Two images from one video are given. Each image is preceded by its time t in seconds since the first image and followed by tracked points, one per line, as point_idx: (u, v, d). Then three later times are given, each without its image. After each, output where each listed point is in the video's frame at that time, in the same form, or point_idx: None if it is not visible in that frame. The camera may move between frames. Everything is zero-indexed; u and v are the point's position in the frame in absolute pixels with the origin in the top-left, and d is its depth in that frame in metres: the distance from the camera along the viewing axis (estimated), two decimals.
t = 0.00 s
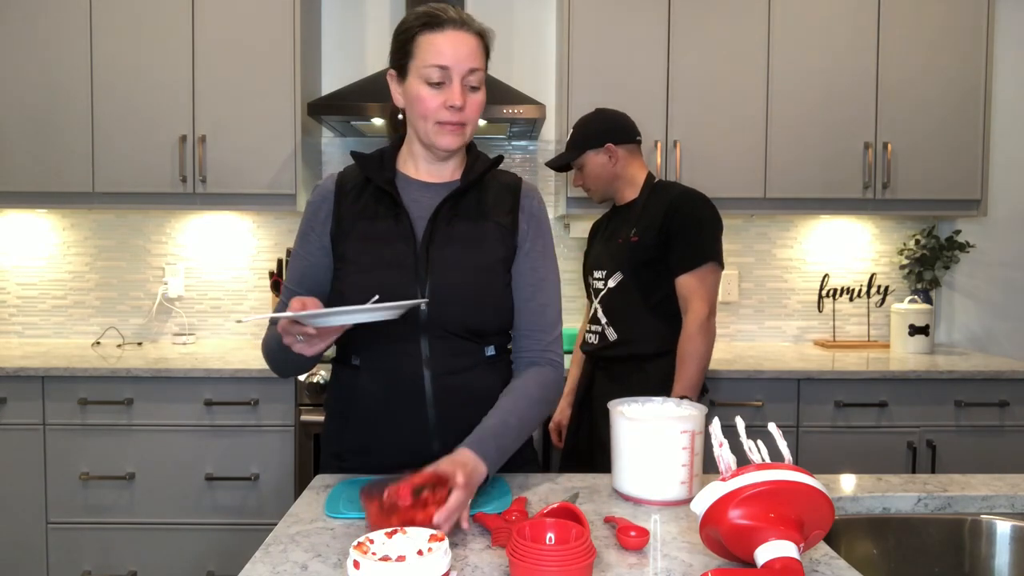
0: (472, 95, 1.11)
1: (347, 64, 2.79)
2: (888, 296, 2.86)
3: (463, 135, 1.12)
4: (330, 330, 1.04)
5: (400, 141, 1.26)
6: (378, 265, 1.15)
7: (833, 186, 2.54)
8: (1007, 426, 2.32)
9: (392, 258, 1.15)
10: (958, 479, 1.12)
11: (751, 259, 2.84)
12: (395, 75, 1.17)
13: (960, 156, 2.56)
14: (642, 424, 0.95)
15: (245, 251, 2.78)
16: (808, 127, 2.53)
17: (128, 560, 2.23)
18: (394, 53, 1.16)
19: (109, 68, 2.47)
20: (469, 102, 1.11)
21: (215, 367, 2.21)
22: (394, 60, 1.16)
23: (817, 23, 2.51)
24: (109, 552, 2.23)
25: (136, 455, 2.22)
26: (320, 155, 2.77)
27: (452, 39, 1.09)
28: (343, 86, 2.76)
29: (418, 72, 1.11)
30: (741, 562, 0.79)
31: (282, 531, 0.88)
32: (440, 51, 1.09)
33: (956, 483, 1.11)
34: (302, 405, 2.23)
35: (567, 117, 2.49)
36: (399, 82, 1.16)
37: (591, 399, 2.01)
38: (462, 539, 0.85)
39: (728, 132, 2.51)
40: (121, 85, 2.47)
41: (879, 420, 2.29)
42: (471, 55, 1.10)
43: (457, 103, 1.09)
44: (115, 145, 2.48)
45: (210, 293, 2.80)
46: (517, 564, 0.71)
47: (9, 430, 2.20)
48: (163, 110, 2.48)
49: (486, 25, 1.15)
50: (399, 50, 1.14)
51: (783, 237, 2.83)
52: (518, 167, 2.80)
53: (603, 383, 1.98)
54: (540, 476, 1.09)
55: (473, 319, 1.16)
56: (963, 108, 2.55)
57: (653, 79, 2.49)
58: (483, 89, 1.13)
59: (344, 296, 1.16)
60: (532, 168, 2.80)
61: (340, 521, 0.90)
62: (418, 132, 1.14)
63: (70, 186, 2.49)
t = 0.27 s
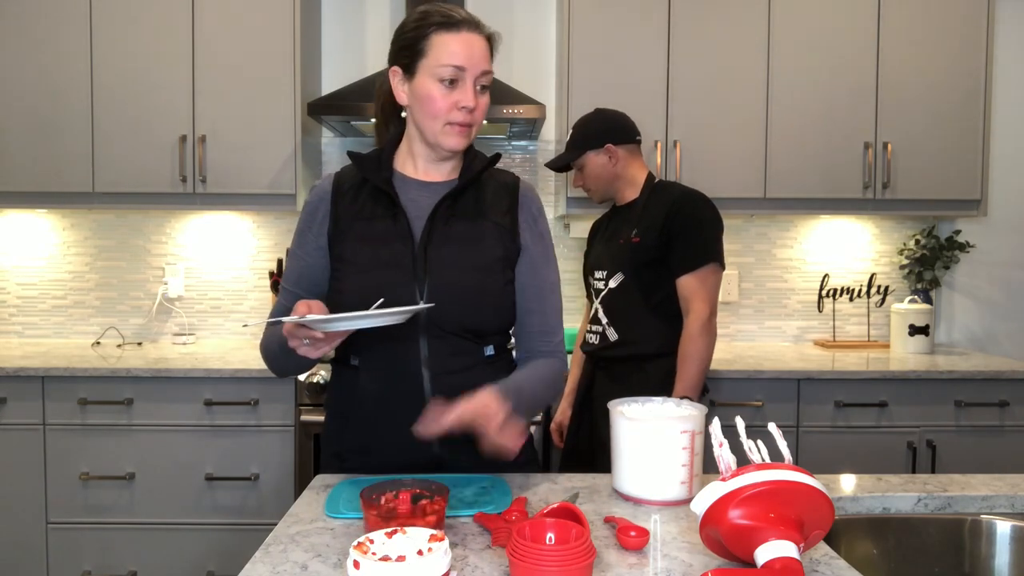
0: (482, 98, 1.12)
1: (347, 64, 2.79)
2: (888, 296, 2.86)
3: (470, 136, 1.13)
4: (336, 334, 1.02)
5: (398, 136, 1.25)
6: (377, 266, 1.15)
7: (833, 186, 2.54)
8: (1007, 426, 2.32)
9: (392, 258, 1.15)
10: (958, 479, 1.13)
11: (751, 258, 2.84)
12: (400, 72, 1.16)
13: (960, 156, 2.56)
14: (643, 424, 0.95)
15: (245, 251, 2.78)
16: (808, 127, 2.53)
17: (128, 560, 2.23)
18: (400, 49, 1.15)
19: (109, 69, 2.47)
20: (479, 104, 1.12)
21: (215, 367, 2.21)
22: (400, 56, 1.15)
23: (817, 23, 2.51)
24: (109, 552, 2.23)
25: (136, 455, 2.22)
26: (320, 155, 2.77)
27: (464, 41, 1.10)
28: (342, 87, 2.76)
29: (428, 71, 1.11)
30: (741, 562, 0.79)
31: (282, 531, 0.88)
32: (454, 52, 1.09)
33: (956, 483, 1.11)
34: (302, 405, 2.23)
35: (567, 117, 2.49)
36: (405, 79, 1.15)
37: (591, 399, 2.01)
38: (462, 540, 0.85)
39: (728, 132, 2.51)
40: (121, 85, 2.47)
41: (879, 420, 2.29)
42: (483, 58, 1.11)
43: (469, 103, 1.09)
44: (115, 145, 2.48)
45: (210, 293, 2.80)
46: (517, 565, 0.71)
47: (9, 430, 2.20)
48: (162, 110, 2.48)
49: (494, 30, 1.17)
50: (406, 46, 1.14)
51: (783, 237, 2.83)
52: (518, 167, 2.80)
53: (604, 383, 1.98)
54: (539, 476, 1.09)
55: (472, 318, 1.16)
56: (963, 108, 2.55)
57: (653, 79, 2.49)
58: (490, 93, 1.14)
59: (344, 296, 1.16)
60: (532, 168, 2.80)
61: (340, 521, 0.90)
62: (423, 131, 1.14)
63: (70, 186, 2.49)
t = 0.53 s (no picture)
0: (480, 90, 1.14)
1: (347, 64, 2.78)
2: (888, 296, 2.86)
3: (468, 128, 1.14)
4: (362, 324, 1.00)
5: (386, 129, 1.23)
6: (385, 258, 1.16)
7: (833, 185, 2.54)
8: (1007, 426, 2.32)
9: (400, 249, 1.16)
10: (958, 479, 1.12)
11: (751, 258, 2.84)
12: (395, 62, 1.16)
13: (960, 156, 2.56)
14: (642, 425, 0.94)
15: (245, 251, 2.78)
16: (808, 127, 2.53)
17: (128, 560, 2.23)
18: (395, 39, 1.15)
19: (109, 69, 2.47)
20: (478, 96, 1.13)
21: (215, 367, 2.21)
22: (394, 48, 1.15)
23: (817, 23, 2.51)
24: (109, 552, 2.23)
25: (136, 455, 2.22)
26: (320, 155, 2.77)
27: (462, 33, 1.11)
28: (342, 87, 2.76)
29: (427, 61, 1.11)
30: (741, 562, 0.79)
31: (282, 532, 0.88)
32: (453, 43, 1.10)
33: (956, 483, 1.11)
34: (302, 405, 2.23)
35: (567, 117, 2.50)
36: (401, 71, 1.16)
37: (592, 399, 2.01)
38: (462, 539, 0.85)
39: (728, 131, 2.51)
40: (121, 85, 2.47)
41: (879, 421, 2.29)
42: (482, 51, 1.13)
43: (471, 95, 1.10)
44: (115, 145, 2.48)
45: (210, 293, 2.79)
46: (517, 565, 0.71)
47: (9, 430, 2.20)
48: (162, 111, 2.48)
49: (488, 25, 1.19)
50: (401, 36, 1.14)
51: (783, 236, 2.83)
52: (518, 167, 2.80)
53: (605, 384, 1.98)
54: (539, 476, 1.09)
55: (482, 308, 1.18)
56: (963, 108, 2.55)
57: (652, 79, 2.49)
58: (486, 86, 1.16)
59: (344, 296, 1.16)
60: (532, 168, 2.80)
61: (340, 521, 0.91)
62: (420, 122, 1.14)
63: (70, 187, 2.49)
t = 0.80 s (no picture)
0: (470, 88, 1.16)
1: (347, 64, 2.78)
2: (888, 296, 2.86)
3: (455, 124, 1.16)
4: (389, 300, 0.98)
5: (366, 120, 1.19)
6: (394, 248, 1.13)
7: (833, 185, 2.54)
8: (1007, 426, 2.32)
9: (404, 241, 1.14)
10: (958, 479, 1.12)
11: (751, 258, 2.84)
12: (387, 52, 1.14)
13: (960, 156, 2.56)
14: (644, 426, 0.94)
15: (245, 251, 2.78)
16: (808, 127, 2.53)
17: (128, 560, 2.23)
18: (388, 29, 1.13)
19: (109, 69, 2.47)
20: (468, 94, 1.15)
21: (215, 367, 2.21)
22: (387, 35, 1.13)
23: (817, 23, 2.51)
24: (109, 552, 2.23)
25: (136, 455, 2.22)
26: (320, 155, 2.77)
27: (458, 30, 1.13)
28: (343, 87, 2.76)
29: (425, 54, 1.11)
30: (741, 562, 0.79)
31: (282, 532, 0.88)
32: (452, 39, 1.12)
33: (956, 483, 1.11)
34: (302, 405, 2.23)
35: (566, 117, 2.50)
36: (394, 61, 1.13)
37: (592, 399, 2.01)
38: (462, 539, 0.85)
39: (728, 131, 2.51)
40: (121, 85, 2.47)
41: (879, 420, 2.29)
42: (474, 50, 1.15)
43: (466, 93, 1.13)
44: (116, 145, 2.48)
45: (210, 293, 2.79)
46: (518, 565, 0.71)
47: (9, 430, 2.20)
48: (162, 111, 2.48)
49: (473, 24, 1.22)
50: (396, 26, 1.12)
51: (783, 237, 2.83)
52: (518, 167, 2.80)
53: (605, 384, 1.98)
54: (539, 476, 1.09)
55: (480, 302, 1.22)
56: (963, 108, 2.55)
57: (652, 79, 2.49)
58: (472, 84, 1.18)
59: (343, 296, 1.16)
60: (532, 168, 2.80)
61: (340, 521, 0.91)
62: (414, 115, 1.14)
63: (70, 187, 2.49)
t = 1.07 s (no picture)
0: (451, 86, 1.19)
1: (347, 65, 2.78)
2: (888, 296, 2.86)
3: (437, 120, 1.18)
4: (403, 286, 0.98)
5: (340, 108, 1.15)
6: (400, 242, 1.13)
7: (833, 185, 2.54)
8: (1007, 426, 2.32)
9: (406, 236, 1.14)
10: (958, 479, 1.12)
11: (751, 258, 2.84)
12: (380, 41, 1.11)
13: (960, 157, 2.56)
14: (643, 425, 0.94)
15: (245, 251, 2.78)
16: (808, 127, 2.53)
17: (128, 560, 2.23)
18: (380, 18, 1.11)
19: (109, 69, 2.47)
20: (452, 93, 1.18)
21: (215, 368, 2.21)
22: (381, 27, 1.10)
23: (817, 23, 2.51)
24: (109, 552, 2.23)
25: (136, 455, 2.22)
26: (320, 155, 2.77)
27: (450, 30, 1.14)
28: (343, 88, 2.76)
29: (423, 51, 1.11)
30: (741, 562, 0.79)
31: (282, 531, 0.88)
32: (447, 39, 1.13)
33: (956, 483, 1.11)
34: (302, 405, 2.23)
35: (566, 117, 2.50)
36: (388, 52, 1.11)
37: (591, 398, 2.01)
38: (462, 539, 0.85)
39: (727, 131, 2.51)
40: (121, 85, 2.47)
41: (879, 420, 2.29)
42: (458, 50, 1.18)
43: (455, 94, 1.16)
44: (116, 145, 2.48)
45: (210, 293, 2.79)
46: (517, 565, 0.71)
47: (9, 430, 2.20)
48: (162, 111, 2.48)
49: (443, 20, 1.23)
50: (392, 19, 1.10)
51: (783, 237, 2.83)
52: (518, 167, 2.80)
53: (605, 384, 1.97)
54: (539, 476, 1.09)
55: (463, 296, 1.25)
56: (963, 108, 2.55)
57: (652, 80, 2.49)
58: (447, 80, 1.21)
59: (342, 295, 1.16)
60: (532, 168, 2.80)
61: (340, 521, 0.91)
62: (407, 110, 1.13)
63: (70, 187, 2.49)
